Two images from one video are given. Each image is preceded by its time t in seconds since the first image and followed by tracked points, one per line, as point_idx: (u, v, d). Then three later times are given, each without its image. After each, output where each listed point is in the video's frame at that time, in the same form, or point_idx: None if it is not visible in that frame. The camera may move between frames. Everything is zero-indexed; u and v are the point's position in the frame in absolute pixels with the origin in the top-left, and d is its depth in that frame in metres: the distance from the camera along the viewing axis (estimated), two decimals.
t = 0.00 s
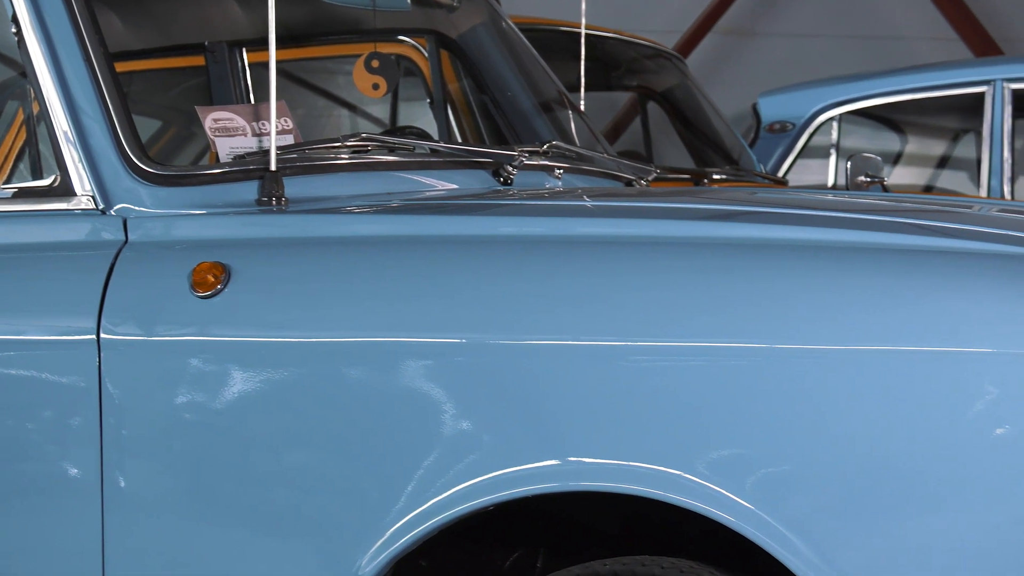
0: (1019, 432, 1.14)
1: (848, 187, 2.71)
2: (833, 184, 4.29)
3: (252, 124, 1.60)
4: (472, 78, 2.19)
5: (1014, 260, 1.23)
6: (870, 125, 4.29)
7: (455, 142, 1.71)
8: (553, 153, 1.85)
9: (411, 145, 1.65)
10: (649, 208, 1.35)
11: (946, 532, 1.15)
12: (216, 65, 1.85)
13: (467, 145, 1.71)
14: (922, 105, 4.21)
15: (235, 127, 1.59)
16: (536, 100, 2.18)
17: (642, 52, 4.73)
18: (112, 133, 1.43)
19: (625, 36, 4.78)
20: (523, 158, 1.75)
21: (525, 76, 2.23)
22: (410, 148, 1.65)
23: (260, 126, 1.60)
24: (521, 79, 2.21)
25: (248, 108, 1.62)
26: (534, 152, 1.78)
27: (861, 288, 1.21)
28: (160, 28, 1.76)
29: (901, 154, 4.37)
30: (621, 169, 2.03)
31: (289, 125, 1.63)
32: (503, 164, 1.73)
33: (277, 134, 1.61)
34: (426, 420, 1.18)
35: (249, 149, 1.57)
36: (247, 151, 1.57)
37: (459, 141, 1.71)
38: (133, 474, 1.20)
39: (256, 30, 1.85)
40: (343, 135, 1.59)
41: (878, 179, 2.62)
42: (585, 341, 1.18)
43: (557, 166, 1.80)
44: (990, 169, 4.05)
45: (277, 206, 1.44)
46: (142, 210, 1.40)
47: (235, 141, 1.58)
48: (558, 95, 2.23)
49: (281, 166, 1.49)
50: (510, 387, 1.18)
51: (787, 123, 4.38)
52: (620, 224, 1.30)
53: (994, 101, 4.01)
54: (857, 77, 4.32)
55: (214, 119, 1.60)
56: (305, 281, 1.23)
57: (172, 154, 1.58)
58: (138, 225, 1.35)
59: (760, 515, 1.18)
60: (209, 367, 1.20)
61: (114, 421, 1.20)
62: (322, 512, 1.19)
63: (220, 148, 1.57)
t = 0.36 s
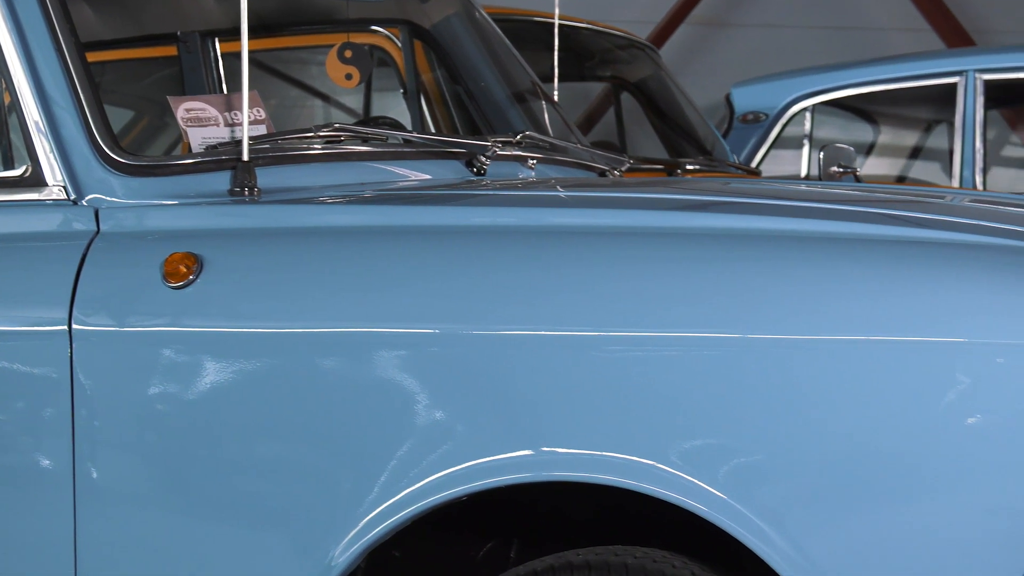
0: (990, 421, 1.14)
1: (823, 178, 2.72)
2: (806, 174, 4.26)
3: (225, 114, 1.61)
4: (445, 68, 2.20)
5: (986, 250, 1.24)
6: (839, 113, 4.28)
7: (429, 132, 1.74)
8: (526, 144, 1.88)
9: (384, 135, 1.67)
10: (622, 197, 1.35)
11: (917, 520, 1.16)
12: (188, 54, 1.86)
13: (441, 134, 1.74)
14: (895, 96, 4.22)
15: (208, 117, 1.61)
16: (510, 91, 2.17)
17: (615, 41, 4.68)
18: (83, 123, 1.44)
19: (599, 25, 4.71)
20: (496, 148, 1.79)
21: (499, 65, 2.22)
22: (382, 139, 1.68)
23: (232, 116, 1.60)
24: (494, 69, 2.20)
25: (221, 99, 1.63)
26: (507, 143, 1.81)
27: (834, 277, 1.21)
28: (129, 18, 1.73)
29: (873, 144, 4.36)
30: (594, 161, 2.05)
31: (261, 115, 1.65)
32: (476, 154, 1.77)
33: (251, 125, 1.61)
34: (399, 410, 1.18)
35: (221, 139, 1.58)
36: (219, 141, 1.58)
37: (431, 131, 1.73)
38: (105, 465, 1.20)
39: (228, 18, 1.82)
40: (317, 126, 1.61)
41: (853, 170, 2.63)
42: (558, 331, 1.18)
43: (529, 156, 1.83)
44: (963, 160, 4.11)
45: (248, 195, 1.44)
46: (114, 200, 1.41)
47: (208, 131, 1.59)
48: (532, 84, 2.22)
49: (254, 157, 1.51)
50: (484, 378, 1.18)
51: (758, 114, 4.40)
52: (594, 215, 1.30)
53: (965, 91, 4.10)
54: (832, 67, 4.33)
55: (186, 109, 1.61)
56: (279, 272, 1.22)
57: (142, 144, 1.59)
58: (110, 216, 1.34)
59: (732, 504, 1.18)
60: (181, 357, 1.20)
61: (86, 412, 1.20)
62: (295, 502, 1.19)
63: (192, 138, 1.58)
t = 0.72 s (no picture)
0: (964, 410, 1.14)
1: (796, 168, 2.75)
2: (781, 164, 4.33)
3: (199, 104, 1.65)
4: (420, 59, 2.19)
5: (959, 240, 1.24)
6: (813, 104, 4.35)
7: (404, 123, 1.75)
8: (502, 133, 1.90)
9: (360, 125, 1.68)
10: (597, 188, 1.36)
11: (891, 509, 1.16)
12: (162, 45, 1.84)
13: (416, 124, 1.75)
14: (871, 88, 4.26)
15: (182, 107, 1.65)
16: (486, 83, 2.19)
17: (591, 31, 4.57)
18: (57, 114, 1.44)
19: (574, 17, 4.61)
20: (472, 139, 1.81)
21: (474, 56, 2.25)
22: (358, 130, 1.69)
23: (206, 106, 1.65)
24: (469, 60, 2.22)
25: (195, 89, 1.67)
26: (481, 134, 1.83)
27: (810, 266, 1.21)
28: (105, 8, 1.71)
29: (847, 134, 4.42)
30: (571, 151, 2.08)
31: (236, 105, 1.67)
32: (451, 144, 1.78)
33: (224, 115, 1.64)
34: (374, 400, 1.18)
35: (195, 129, 1.63)
36: (193, 130, 1.63)
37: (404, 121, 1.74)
38: (80, 457, 1.20)
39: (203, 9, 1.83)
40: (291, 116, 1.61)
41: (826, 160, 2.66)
42: (535, 322, 1.18)
43: (505, 147, 1.85)
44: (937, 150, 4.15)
45: (223, 185, 1.45)
46: (88, 191, 1.41)
47: (182, 121, 1.64)
48: (507, 75, 2.25)
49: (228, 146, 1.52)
50: (461, 368, 1.18)
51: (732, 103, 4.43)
52: (569, 206, 1.30)
53: (939, 82, 4.13)
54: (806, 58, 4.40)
55: (160, 100, 1.66)
56: (255, 262, 1.22)
57: (116, 133, 1.55)
58: (83, 207, 1.34)
59: (708, 495, 1.18)
60: (156, 348, 1.19)
61: (61, 404, 1.20)
62: (271, 493, 1.19)
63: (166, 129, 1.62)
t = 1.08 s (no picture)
0: (938, 400, 1.15)
1: (772, 159, 2.76)
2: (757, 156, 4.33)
3: (173, 95, 1.67)
4: (396, 49, 2.20)
5: (933, 230, 1.25)
6: (792, 96, 4.37)
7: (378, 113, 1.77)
8: (477, 124, 1.91)
9: (335, 115, 1.71)
10: (572, 178, 1.36)
11: (865, 499, 1.17)
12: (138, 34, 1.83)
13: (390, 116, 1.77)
14: (845, 79, 4.29)
15: (156, 97, 1.67)
16: (461, 72, 2.17)
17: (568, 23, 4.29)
18: (31, 105, 1.44)
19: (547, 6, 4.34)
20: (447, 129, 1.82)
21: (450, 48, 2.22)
22: (332, 119, 1.71)
23: (180, 96, 1.67)
24: (446, 50, 2.20)
25: (169, 80, 1.71)
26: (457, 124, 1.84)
27: (785, 256, 1.21)
28: None
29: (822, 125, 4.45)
30: (547, 142, 2.07)
31: (209, 95, 1.67)
32: (427, 134, 1.80)
33: (199, 104, 1.66)
34: (350, 391, 1.18)
35: (170, 118, 1.64)
36: (168, 120, 1.64)
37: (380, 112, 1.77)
38: (55, 448, 1.20)
39: None
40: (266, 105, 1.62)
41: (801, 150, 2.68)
42: (511, 312, 1.18)
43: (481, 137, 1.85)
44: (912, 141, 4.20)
45: (198, 177, 1.45)
46: (62, 181, 1.42)
47: (156, 111, 1.64)
48: (484, 66, 2.22)
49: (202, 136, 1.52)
50: (437, 358, 1.18)
51: (709, 94, 4.39)
52: (545, 196, 1.30)
53: (915, 73, 4.16)
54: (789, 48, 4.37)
55: (135, 90, 1.68)
56: (231, 252, 1.22)
57: (91, 124, 1.53)
58: (57, 197, 1.33)
59: (683, 484, 1.18)
60: (131, 339, 1.19)
61: (34, 395, 1.20)
62: (246, 483, 1.19)
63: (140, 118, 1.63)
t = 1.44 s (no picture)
0: (911, 389, 1.15)
1: (745, 148, 2.77)
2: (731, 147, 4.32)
3: (147, 83, 1.59)
4: (370, 38, 2.17)
5: (906, 219, 1.25)
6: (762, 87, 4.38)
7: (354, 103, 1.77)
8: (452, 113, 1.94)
9: (309, 104, 1.71)
10: (547, 167, 1.36)
11: (838, 488, 1.17)
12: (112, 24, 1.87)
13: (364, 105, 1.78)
14: (821, 69, 4.30)
15: (128, 86, 1.59)
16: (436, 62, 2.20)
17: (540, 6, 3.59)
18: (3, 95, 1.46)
19: None
20: (421, 118, 1.82)
21: (423, 34, 2.23)
22: (306, 109, 1.71)
23: (155, 85, 1.59)
24: (419, 37, 2.21)
25: (141, 66, 1.60)
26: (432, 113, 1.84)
27: (760, 247, 1.22)
28: None
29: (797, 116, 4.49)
30: (520, 131, 2.14)
31: (183, 85, 1.64)
32: (401, 125, 1.80)
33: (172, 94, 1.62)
34: (325, 380, 1.18)
35: (143, 109, 1.58)
36: (141, 111, 1.58)
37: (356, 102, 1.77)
38: (29, 438, 1.20)
39: None
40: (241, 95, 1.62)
41: (776, 139, 2.69)
42: (484, 302, 1.18)
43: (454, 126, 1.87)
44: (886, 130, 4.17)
45: (171, 165, 1.45)
46: (34, 171, 1.43)
47: (129, 101, 1.58)
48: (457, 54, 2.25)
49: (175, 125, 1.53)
50: (411, 347, 1.18)
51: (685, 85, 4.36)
52: (520, 185, 1.30)
53: (888, 60, 4.16)
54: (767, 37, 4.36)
55: (106, 79, 1.59)
56: (205, 242, 1.22)
57: (63, 114, 1.58)
58: (28, 186, 1.32)
59: (658, 474, 1.19)
60: (105, 330, 1.19)
61: (7, 385, 1.20)
62: (221, 473, 1.19)
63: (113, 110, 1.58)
